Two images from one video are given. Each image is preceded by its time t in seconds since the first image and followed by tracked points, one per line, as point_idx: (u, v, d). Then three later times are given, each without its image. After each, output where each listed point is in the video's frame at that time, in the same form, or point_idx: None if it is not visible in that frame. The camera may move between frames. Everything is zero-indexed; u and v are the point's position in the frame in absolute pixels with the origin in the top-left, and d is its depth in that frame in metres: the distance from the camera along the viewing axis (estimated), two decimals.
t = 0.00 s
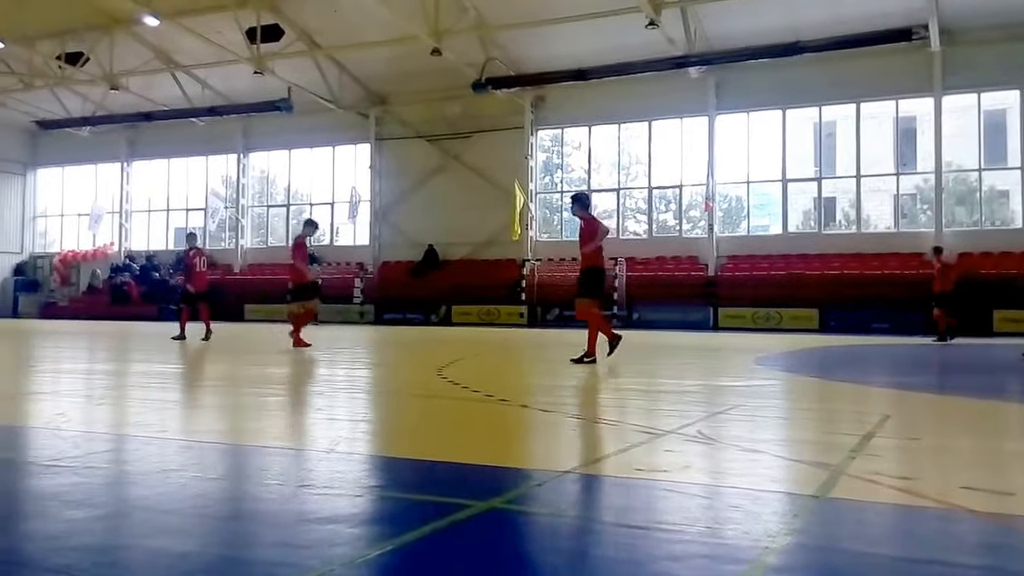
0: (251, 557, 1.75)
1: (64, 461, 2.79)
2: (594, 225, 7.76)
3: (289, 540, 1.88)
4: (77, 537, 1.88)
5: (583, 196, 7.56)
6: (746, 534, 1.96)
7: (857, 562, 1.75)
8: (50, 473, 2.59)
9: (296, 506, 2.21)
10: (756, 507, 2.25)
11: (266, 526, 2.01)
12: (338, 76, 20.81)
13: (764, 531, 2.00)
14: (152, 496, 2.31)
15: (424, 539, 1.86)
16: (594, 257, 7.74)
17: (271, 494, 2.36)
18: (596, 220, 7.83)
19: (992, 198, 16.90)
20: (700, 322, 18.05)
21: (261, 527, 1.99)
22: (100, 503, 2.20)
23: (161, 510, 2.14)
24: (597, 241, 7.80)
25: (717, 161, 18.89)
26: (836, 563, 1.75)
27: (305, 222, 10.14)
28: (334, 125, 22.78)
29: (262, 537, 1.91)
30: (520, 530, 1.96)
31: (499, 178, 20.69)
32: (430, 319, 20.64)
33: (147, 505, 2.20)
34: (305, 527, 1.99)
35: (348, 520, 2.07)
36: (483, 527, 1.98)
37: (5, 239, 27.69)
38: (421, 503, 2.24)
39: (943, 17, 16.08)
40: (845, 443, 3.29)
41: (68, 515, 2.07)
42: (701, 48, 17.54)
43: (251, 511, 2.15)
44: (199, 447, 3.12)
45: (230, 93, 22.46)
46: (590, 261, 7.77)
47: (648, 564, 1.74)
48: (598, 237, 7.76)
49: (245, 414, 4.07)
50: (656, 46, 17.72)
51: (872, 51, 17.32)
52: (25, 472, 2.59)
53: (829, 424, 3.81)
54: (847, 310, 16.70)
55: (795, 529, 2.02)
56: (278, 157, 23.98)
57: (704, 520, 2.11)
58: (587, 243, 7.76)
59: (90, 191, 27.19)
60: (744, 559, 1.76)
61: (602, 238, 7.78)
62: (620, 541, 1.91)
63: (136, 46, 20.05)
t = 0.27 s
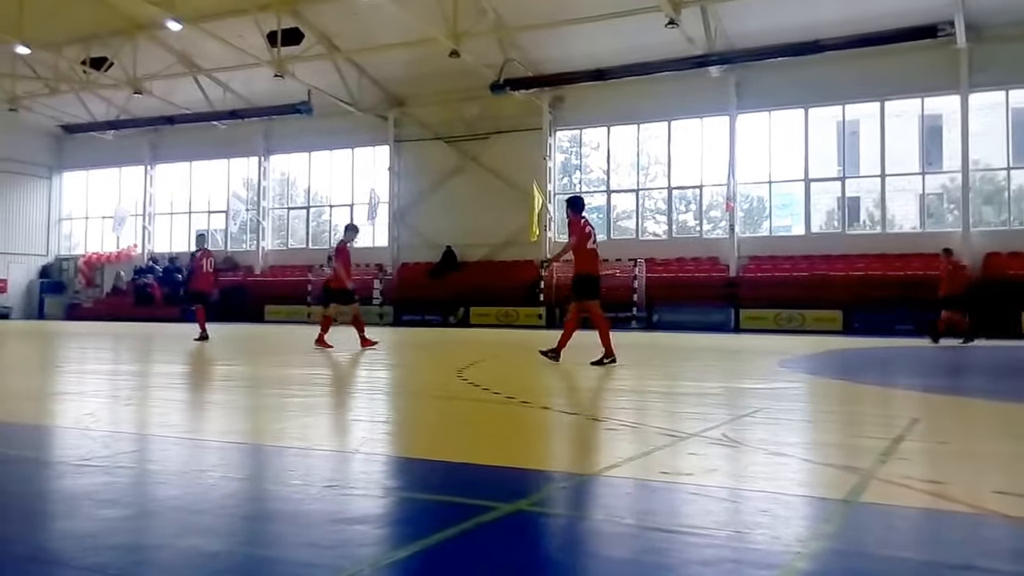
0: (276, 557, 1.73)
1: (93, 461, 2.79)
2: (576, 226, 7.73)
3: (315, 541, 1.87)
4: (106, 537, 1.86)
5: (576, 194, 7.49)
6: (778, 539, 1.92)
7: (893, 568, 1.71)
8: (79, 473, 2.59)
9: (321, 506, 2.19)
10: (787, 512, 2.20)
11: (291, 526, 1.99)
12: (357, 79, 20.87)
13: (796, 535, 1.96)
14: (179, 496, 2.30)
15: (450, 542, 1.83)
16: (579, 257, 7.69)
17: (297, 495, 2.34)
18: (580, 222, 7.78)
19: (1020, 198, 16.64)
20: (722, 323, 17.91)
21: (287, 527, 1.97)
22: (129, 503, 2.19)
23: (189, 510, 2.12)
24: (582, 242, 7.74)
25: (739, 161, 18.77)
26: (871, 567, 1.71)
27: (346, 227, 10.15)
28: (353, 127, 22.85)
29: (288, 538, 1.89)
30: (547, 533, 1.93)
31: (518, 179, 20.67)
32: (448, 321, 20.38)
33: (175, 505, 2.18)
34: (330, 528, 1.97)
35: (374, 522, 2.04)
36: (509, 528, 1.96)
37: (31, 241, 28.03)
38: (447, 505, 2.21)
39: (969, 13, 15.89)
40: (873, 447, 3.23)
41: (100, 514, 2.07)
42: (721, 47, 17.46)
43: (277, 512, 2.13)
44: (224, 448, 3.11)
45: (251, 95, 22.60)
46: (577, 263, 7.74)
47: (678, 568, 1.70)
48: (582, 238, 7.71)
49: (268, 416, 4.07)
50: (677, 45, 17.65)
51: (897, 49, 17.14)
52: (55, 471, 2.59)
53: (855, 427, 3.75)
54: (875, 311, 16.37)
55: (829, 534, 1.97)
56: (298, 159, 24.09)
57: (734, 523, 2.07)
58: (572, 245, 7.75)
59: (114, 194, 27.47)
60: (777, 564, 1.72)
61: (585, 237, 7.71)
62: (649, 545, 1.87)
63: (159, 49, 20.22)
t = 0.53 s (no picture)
0: (302, 557, 1.73)
1: (119, 461, 2.81)
2: (566, 228, 7.72)
3: (340, 540, 1.87)
4: (134, 536, 1.88)
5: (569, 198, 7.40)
6: (807, 542, 1.90)
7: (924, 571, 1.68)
8: (105, 472, 2.61)
9: (345, 507, 2.19)
10: (814, 514, 2.18)
11: (316, 525, 1.99)
12: (376, 80, 20.93)
13: (825, 539, 1.94)
14: (204, 496, 2.31)
15: (475, 542, 1.83)
16: (568, 259, 7.75)
17: (321, 494, 2.35)
18: (570, 222, 7.73)
19: None
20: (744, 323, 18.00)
21: (314, 527, 1.98)
22: (155, 502, 2.21)
23: (214, 509, 2.14)
24: (572, 243, 7.76)
25: (760, 161, 18.67)
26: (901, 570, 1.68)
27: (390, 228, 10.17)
28: (373, 128, 22.94)
29: (314, 536, 1.89)
30: (572, 534, 1.92)
31: (537, 180, 20.66)
32: (467, 322, 20.61)
33: (201, 505, 2.20)
34: (354, 528, 1.97)
35: (399, 521, 2.05)
36: (533, 530, 1.95)
37: (55, 243, 28.34)
38: (471, 504, 2.21)
39: (996, 10, 15.69)
40: (899, 449, 3.19)
41: (127, 514, 2.08)
42: (742, 46, 17.37)
43: (302, 511, 2.14)
44: (247, 448, 3.13)
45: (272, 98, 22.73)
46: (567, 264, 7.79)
47: (706, 570, 1.68)
48: (570, 240, 7.72)
49: (290, 416, 4.09)
50: (698, 44, 17.57)
51: (921, 46, 16.97)
52: (81, 471, 2.61)
53: (880, 429, 3.71)
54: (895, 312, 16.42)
55: (859, 536, 1.95)
56: (318, 161, 24.20)
57: (761, 525, 2.06)
58: (562, 246, 7.78)
59: (136, 196, 27.71)
60: (807, 567, 1.71)
61: (574, 240, 7.70)
62: (675, 546, 1.86)
63: (180, 52, 20.38)
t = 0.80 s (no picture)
0: (323, 557, 1.78)
1: (138, 461, 2.88)
2: (554, 231, 7.80)
3: (363, 540, 1.92)
4: (155, 536, 1.94)
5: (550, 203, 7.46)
6: (821, 542, 1.93)
7: (936, 571, 1.71)
8: (124, 473, 2.68)
9: (364, 507, 2.25)
10: (828, 513, 2.21)
11: (335, 526, 2.05)
12: (392, 81, 21.03)
13: (839, 539, 1.97)
14: (225, 496, 2.37)
15: (494, 542, 1.88)
16: (558, 262, 7.83)
17: (340, 495, 2.40)
18: (558, 225, 7.79)
19: None
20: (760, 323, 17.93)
21: (334, 527, 2.03)
22: (174, 503, 2.27)
23: (234, 510, 2.20)
24: (561, 246, 7.83)
25: (775, 160, 18.61)
26: (913, 570, 1.71)
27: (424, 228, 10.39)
28: (388, 129, 23.04)
29: (335, 536, 1.95)
30: (589, 534, 1.96)
31: (552, 180, 20.70)
32: (482, 322, 20.71)
33: (221, 505, 2.26)
34: (374, 528, 2.02)
35: (416, 521, 2.10)
36: (553, 530, 1.99)
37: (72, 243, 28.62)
38: (488, 504, 2.26)
39: (1014, 8, 15.58)
40: (917, 449, 3.21)
41: (146, 514, 2.14)
42: (758, 45, 17.34)
43: (322, 511, 2.19)
44: (264, 448, 3.19)
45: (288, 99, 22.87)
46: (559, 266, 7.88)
47: (722, 570, 1.72)
48: (558, 244, 7.80)
49: (306, 416, 4.16)
50: (713, 43, 17.54)
51: (939, 45, 16.86)
52: (100, 471, 2.68)
53: (897, 428, 3.73)
54: (910, 311, 16.43)
55: (872, 536, 1.98)
56: (334, 162, 24.32)
57: (776, 525, 2.09)
58: (552, 249, 7.86)
59: (153, 197, 27.93)
60: (823, 566, 1.74)
61: (561, 243, 7.76)
62: (691, 546, 1.90)
63: (197, 54, 20.57)
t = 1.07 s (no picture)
0: (334, 556, 1.81)
1: (147, 461, 2.92)
2: (535, 231, 8.01)
3: (374, 539, 1.95)
4: (163, 536, 1.96)
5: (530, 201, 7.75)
6: (832, 541, 1.95)
7: (943, 570, 1.72)
8: (133, 473, 2.70)
9: (375, 506, 2.27)
10: (839, 512, 2.22)
11: (347, 524, 2.07)
12: (402, 80, 21.08)
13: (849, 537, 1.98)
14: (235, 496, 2.40)
15: (504, 541, 1.90)
16: (541, 261, 8.00)
17: (351, 494, 2.43)
18: (541, 224, 7.99)
19: None
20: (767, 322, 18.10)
21: (347, 526, 2.06)
22: (183, 503, 2.30)
23: (245, 509, 2.22)
24: (544, 245, 8.00)
25: (785, 159, 18.57)
26: (920, 569, 1.73)
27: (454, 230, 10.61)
28: (398, 129, 23.10)
29: (347, 536, 1.97)
30: (599, 534, 1.98)
31: (561, 179, 20.72)
32: (491, 322, 20.67)
33: (232, 504, 2.28)
34: (386, 528, 2.04)
35: (426, 521, 2.12)
36: (564, 530, 2.01)
37: (82, 243, 28.78)
38: (498, 503, 2.28)
39: None
40: (928, 447, 3.22)
41: (156, 514, 2.17)
42: (767, 44, 17.31)
43: (334, 511, 2.22)
44: (274, 448, 3.22)
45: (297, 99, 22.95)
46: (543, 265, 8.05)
47: (732, 569, 1.74)
48: (539, 242, 7.99)
49: (315, 415, 4.18)
50: (722, 42, 17.50)
51: (950, 43, 16.78)
52: (110, 472, 2.72)
53: (908, 427, 3.74)
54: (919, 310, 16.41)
55: (881, 535, 2.00)
56: (343, 161, 24.40)
57: (786, 524, 2.10)
58: (537, 248, 8.07)
59: (163, 197, 28.08)
60: (834, 565, 1.76)
61: (542, 241, 7.93)
62: (701, 545, 1.91)
63: (207, 54, 20.66)
